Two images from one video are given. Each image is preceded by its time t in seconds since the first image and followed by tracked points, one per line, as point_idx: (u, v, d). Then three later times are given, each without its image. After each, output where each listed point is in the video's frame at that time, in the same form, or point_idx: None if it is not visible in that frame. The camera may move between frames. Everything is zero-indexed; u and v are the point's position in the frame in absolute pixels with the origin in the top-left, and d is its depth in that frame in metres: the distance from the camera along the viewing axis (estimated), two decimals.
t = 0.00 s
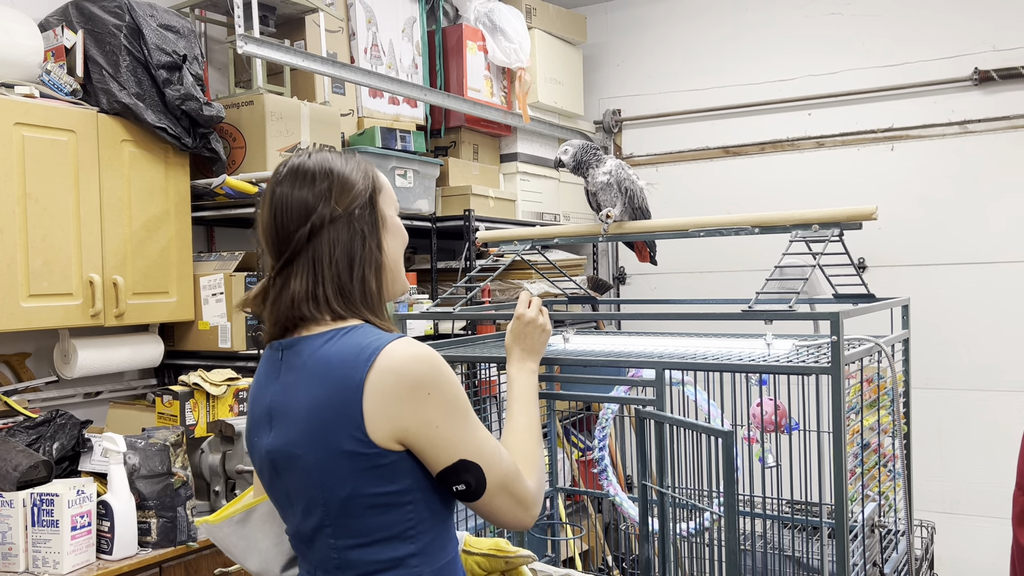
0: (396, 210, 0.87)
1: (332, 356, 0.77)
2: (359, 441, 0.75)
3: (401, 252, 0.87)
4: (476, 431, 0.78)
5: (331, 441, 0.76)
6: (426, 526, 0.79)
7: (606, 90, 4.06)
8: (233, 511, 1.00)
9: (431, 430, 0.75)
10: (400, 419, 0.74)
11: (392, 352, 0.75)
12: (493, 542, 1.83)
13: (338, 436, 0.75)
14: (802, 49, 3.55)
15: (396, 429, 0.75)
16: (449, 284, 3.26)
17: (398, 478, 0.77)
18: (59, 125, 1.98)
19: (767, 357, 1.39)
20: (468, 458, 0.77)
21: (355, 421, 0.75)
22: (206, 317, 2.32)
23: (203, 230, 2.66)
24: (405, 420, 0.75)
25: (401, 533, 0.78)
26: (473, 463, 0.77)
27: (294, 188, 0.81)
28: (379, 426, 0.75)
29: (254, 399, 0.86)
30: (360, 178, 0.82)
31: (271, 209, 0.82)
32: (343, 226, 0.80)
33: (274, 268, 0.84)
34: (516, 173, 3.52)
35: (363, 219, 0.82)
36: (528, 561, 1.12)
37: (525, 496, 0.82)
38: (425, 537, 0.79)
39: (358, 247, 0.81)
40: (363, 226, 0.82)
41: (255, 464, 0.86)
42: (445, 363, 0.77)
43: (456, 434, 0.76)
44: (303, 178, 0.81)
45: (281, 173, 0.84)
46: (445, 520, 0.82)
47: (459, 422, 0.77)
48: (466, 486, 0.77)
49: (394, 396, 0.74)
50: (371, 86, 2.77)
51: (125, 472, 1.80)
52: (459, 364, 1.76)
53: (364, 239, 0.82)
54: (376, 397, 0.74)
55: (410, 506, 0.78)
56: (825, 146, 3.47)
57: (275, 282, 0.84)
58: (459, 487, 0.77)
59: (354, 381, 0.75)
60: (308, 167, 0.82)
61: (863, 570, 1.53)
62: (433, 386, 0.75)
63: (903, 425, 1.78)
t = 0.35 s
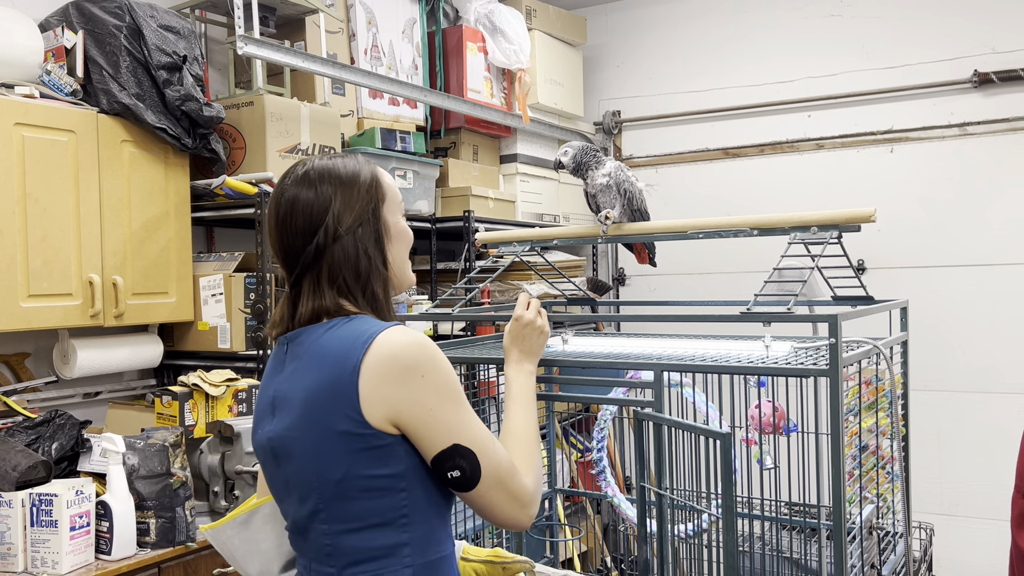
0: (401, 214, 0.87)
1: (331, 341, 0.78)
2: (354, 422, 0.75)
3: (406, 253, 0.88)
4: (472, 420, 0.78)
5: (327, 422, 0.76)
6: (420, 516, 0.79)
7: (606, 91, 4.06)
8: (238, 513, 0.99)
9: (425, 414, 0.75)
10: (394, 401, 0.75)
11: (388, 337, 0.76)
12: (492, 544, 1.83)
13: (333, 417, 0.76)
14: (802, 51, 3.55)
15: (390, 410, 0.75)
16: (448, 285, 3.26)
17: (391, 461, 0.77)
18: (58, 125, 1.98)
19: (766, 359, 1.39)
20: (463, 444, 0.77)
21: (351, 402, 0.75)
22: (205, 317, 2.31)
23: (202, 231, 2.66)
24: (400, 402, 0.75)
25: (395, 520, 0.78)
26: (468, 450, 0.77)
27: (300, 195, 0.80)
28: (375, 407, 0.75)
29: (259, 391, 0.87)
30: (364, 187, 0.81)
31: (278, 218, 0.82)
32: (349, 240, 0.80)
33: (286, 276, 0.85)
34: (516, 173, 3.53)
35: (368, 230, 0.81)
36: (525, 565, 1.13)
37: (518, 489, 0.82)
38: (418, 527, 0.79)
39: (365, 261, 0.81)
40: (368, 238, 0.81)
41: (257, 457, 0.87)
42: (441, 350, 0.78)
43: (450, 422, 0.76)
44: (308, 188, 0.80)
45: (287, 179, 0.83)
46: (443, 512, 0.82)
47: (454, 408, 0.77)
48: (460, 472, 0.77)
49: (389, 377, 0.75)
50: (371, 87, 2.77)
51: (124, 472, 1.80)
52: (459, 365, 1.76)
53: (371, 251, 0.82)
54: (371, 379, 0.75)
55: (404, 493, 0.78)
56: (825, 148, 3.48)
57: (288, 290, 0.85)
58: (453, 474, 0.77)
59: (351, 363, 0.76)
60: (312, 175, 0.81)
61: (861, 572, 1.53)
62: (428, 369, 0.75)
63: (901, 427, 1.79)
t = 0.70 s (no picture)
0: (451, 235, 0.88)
1: (333, 366, 0.77)
2: (349, 451, 0.75)
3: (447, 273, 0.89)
4: (474, 447, 0.78)
5: (320, 447, 0.76)
6: (406, 544, 0.79)
7: (606, 92, 4.07)
8: (242, 501, 1.01)
9: (427, 447, 0.75)
10: (394, 436, 0.75)
11: (391, 370, 0.75)
12: (491, 543, 1.83)
13: (328, 443, 0.76)
14: (802, 53, 3.55)
15: (391, 446, 0.75)
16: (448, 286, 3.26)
17: (382, 491, 0.77)
18: (58, 125, 1.98)
19: (766, 359, 1.39)
20: (467, 471, 0.77)
21: (348, 431, 0.75)
22: (205, 317, 2.31)
23: (202, 231, 2.66)
24: (400, 437, 0.75)
25: (380, 548, 0.78)
26: (471, 476, 0.78)
27: (366, 206, 0.80)
28: (374, 441, 0.75)
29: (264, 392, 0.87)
30: (429, 204, 0.83)
31: (335, 220, 0.82)
32: (409, 254, 0.81)
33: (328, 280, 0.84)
34: (516, 174, 3.53)
35: (427, 247, 0.82)
36: None
37: (520, 502, 0.82)
38: (404, 554, 0.79)
39: (418, 277, 0.82)
40: (426, 254, 0.82)
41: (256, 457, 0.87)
42: (443, 381, 0.77)
43: (452, 451, 0.76)
44: (376, 195, 0.81)
45: (350, 182, 0.82)
46: (432, 534, 0.82)
47: (455, 439, 0.77)
48: (465, 498, 0.77)
49: (390, 415, 0.74)
50: (371, 87, 2.77)
51: (123, 471, 1.80)
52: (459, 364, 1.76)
53: (425, 268, 0.83)
54: (371, 412, 0.75)
55: (391, 521, 0.78)
56: (824, 149, 3.48)
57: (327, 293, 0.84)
58: (457, 501, 0.77)
59: (351, 392, 0.75)
60: (381, 183, 0.81)
61: (860, 573, 1.53)
62: (430, 403, 0.75)
63: (900, 428, 1.79)
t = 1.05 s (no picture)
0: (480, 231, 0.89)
1: (376, 390, 0.77)
2: (389, 481, 0.76)
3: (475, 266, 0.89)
4: (510, 476, 0.79)
5: (360, 474, 0.76)
6: (432, 560, 0.80)
7: (606, 92, 4.06)
8: (238, 478, 0.98)
9: (465, 480, 0.76)
10: (436, 470, 0.76)
11: (438, 404, 0.75)
12: (490, 543, 1.82)
13: (368, 472, 0.76)
14: (803, 55, 3.55)
15: (431, 477, 0.76)
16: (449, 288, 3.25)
17: (415, 517, 0.78)
18: (59, 124, 1.98)
19: (767, 361, 1.39)
20: (500, 501, 0.79)
21: (390, 461, 0.76)
22: (205, 317, 2.31)
23: (203, 230, 2.66)
24: (441, 471, 0.76)
25: (407, 564, 0.79)
26: (503, 504, 0.79)
27: (410, 192, 0.80)
28: (416, 473, 0.76)
29: (288, 392, 0.86)
30: (468, 194, 0.84)
31: (375, 206, 0.81)
32: (451, 241, 0.81)
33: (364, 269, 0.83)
34: (516, 174, 3.53)
35: (467, 236, 0.83)
36: None
37: (537, 517, 0.83)
38: (429, 566, 0.80)
39: (459, 264, 0.82)
40: (466, 243, 0.83)
41: (274, 456, 0.86)
42: (486, 414, 0.77)
43: (490, 483, 0.77)
44: (419, 181, 0.81)
45: (390, 169, 0.82)
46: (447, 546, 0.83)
47: (494, 471, 0.78)
48: (493, 523, 0.80)
49: (433, 450, 0.75)
50: (372, 87, 2.76)
51: (123, 471, 1.80)
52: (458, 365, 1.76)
53: (466, 256, 0.83)
54: (417, 445, 0.75)
55: (420, 542, 0.79)
56: (826, 150, 3.48)
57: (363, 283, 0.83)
58: (486, 524, 0.80)
59: (397, 424, 0.75)
60: (423, 171, 0.82)
61: None
62: (473, 442, 0.75)
63: (902, 430, 1.79)
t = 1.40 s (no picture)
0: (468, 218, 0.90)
1: (406, 382, 0.77)
2: (423, 471, 0.76)
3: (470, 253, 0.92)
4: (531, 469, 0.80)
5: (392, 465, 0.76)
6: (454, 553, 0.81)
7: (608, 93, 4.06)
8: (237, 484, 0.94)
9: (493, 469, 0.77)
10: (467, 457, 0.76)
11: (468, 392, 0.76)
12: (492, 545, 1.82)
13: (401, 462, 0.76)
14: (806, 56, 3.55)
15: (461, 465, 0.76)
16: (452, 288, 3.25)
17: (444, 508, 0.78)
18: (62, 123, 1.98)
19: (771, 362, 1.38)
20: (522, 493, 0.79)
21: (424, 451, 0.76)
22: (207, 317, 2.31)
23: (206, 230, 2.66)
24: (472, 458, 0.76)
25: (432, 558, 0.79)
26: (525, 497, 0.80)
27: (407, 186, 0.81)
28: (447, 460, 0.76)
29: (304, 391, 0.85)
30: (457, 181, 0.85)
31: (376, 207, 0.81)
32: (454, 228, 0.83)
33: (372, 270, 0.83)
34: (518, 175, 3.52)
35: (466, 220, 0.85)
36: None
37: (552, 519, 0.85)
38: (452, 560, 0.80)
39: (465, 249, 0.84)
40: (466, 228, 0.85)
41: (288, 456, 0.85)
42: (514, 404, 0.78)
43: (515, 472, 0.78)
44: (411, 175, 0.82)
45: (380, 169, 0.83)
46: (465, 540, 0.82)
47: (518, 461, 0.78)
48: (513, 517, 0.80)
49: (463, 437, 0.76)
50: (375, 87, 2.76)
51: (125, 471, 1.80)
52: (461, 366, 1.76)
53: (469, 240, 0.85)
54: (449, 434, 0.76)
55: (447, 534, 0.79)
56: (828, 152, 3.47)
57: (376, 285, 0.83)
58: (506, 518, 0.80)
59: (430, 413, 0.75)
60: (412, 164, 0.82)
61: None
62: (503, 430, 0.76)
63: (906, 432, 1.78)
